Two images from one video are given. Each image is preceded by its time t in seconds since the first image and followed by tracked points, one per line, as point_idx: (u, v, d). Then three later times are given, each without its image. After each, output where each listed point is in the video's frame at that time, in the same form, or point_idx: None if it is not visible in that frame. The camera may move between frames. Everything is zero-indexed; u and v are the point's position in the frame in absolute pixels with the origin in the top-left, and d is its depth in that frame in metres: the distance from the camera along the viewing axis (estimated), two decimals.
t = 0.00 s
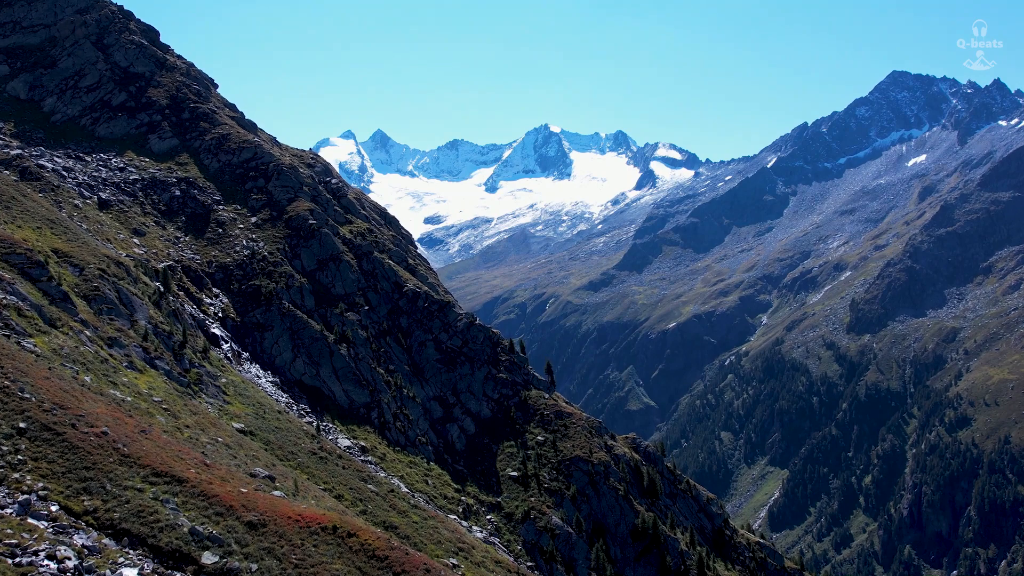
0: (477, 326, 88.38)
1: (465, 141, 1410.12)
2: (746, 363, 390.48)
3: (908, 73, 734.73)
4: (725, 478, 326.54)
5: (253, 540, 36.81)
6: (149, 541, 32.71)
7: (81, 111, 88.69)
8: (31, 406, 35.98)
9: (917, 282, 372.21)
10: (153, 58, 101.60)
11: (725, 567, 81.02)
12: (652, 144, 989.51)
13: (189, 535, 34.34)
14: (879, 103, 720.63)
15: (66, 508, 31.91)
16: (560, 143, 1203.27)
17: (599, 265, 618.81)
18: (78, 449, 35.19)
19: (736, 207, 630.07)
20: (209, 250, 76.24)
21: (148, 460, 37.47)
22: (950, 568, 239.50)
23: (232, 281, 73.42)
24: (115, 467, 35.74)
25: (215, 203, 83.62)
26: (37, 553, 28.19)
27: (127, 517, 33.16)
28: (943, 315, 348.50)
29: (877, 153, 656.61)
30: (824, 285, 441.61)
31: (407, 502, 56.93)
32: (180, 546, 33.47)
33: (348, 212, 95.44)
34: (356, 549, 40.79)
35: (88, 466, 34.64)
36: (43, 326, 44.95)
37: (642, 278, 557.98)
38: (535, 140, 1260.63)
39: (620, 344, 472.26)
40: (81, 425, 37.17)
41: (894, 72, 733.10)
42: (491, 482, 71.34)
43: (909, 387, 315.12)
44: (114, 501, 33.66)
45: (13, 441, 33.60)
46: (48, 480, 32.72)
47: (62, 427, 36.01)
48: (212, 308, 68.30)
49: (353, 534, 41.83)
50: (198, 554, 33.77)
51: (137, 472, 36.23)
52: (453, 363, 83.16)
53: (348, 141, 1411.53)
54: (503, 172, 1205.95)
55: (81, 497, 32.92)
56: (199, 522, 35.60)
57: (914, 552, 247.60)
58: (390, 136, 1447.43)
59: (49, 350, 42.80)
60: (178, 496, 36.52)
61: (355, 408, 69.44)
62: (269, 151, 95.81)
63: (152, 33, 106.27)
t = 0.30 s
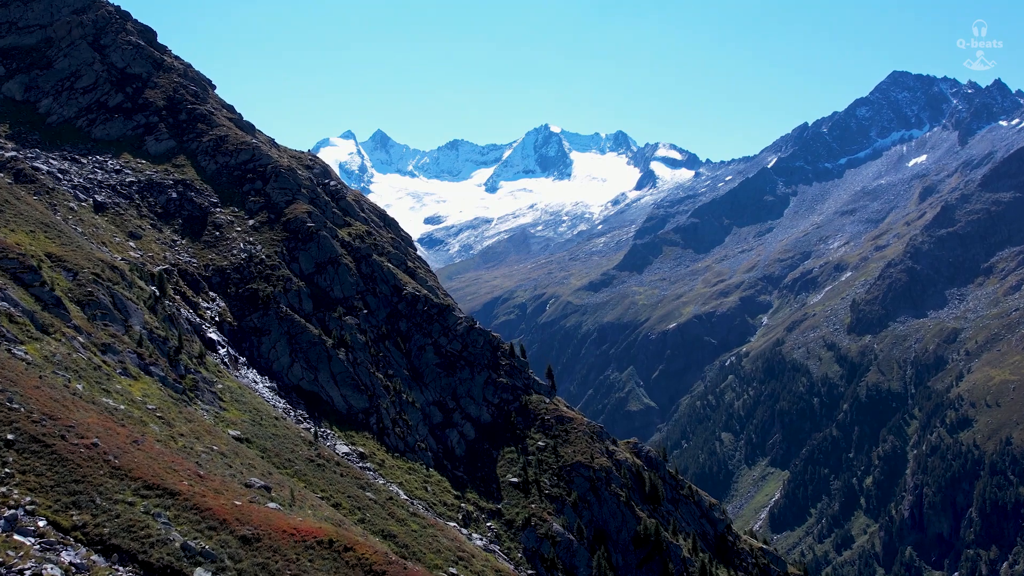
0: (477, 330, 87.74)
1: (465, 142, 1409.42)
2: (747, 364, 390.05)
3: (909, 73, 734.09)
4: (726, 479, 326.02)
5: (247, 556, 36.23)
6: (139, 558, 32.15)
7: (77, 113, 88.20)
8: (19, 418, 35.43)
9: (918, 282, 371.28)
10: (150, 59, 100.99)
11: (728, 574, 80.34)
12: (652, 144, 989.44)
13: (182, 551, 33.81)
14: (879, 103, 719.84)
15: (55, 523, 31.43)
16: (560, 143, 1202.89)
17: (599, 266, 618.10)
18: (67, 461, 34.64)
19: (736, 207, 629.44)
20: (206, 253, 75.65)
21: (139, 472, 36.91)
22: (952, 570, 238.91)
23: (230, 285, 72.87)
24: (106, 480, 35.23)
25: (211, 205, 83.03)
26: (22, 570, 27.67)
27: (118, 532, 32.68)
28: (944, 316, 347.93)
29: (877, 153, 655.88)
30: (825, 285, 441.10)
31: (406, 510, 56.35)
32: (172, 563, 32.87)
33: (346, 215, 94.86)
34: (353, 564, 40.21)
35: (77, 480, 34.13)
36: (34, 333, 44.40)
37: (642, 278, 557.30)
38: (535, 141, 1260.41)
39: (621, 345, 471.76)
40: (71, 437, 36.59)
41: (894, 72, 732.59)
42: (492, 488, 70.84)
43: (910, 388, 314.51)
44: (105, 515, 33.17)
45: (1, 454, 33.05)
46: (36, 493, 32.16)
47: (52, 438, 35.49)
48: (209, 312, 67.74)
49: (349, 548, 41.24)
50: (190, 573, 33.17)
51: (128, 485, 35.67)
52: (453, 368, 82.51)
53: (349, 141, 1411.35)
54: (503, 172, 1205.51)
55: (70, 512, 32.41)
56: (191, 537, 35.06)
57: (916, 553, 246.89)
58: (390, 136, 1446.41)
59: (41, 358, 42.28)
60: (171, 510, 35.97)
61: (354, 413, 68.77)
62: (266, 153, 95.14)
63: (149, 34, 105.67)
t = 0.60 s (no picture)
0: (477, 334, 87.12)
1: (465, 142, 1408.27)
2: (747, 364, 389.76)
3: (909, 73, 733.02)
4: (726, 480, 325.53)
5: (240, 570, 35.59)
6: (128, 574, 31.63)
7: (73, 114, 87.66)
8: (8, 429, 35.04)
9: (919, 283, 370.14)
10: (147, 60, 100.38)
11: None
12: (652, 144, 989.11)
13: (172, 568, 33.21)
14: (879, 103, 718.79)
15: (43, 539, 31.00)
16: (560, 143, 1202.22)
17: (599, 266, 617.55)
18: (57, 474, 34.16)
19: (737, 207, 628.82)
20: (203, 256, 75.10)
21: (129, 485, 36.37)
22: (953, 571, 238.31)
23: (227, 288, 72.30)
24: (95, 493, 34.75)
25: (209, 208, 82.33)
26: None
27: (107, 549, 32.22)
28: (945, 317, 347.28)
29: (878, 153, 655.01)
30: (825, 285, 440.54)
31: (405, 518, 55.88)
32: None
33: (345, 217, 94.23)
34: None
35: (66, 492, 33.65)
36: (26, 339, 44.01)
37: (642, 279, 556.57)
38: (536, 141, 1259.78)
39: (621, 346, 471.36)
40: (61, 448, 36.06)
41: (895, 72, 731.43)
42: (492, 494, 70.32)
43: (911, 389, 313.91)
44: (93, 531, 32.72)
45: None
46: (23, 508, 31.75)
47: (40, 450, 34.98)
48: (205, 316, 67.13)
49: (346, 562, 40.47)
50: None
51: (118, 499, 35.16)
52: (452, 372, 81.84)
53: (349, 141, 1411.21)
54: (503, 172, 1204.93)
55: (58, 527, 32.02)
56: (182, 553, 34.44)
57: (917, 554, 245.96)
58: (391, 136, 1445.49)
59: (32, 365, 41.78)
60: (161, 525, 35.43)
61: (352, 419, 68.16)
62: (264, 154, 94.43)
63: (146, 35, 105.08)
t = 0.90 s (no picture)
0: (477, 338, 86.43)
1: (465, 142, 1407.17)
2: (748, 365, 389.43)
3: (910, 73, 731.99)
4: (727, 480, 325.22)
5: None
6: None
7: (69, 115, 87.20)
8: None
9: (920, 283, 368.96)
10: (144, 60, 99.73)
11: None
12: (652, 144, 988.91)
13: None
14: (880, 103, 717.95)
15: (29, 555, 30.65)
16: (560, 143, 1201.63)
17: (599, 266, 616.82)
18: (45, 489, 33.85)
19: (737, 207, 628.32)
20: (199, 259, 74.60)
21: (121, 500, 36.03)
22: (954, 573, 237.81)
23: (223, 291, 71.81)
24: (85, 507, 34.52)
25: (205, 210, 81.86)
26: None
27: (96, 565, 31.84)
28: (946, 317, 346.55)
29: (878, 154, 654.41)
30: (826, 285, 440.06)
31: (405, 527, 55.44)
32: None
33: (344, 219, 93.73)
34: None
35: (54, 507, 33.29)
36: (18, 346, 43.66)
37: (642, 279, 555.85)
38: (536, 141, 1258.91)
39: (621, 346, 470.89)
40: (51, 461, 35.76)
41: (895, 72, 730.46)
42: (492, 501, 69.82)
43: (912, 390, 313.24)
44: (81, 547, 32.33)
45: None
46: (10, 524, 31.48)
47: (29, 463, 34.72)
48: (202, 320, 66.68)
49: None
50: None
51: (108, 513, 34.82)
52: (452, 376, 81.27)
53: (349, 141, 1410.37)
54: (503, 172, 1204.27)
55: (45, 543, 31.71)
56: (172, 568, 33.98)
57: (918, 556, 245.39)
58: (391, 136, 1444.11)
59: (23, 374, 41.47)
60: (153, 539, 35.03)
61: (351, 424, 67.60)
62: (262, 156, 93.93)
63: (143, 35, 104.45)
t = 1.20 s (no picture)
0: (477, 341, 85.79)
1: (465, 143, 1406.19)
2: (748, 366, 389.07)
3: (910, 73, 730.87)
4: (727, 481, 325.04)
5: None
6: None
7: (65, 116, 86.65)
8: None
9: (920, 284, 367.68)
10: (141, 61, 99.09)
11: None
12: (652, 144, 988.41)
13: None
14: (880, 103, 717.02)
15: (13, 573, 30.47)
16: (560, 143, 1201.18)
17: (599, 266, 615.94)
18: (32, 505, 33.73)
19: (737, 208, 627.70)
20: (196, 262, 74.14)
21: (110, 513, 35.79)
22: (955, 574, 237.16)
23: (220, 293, 71.48)
24: (73, 522, 34.36)
25: (202, 212, 81.37)
26: None
27: None
28: (947, 318, 345.68)
29: (879, 154, 653.84)
30: (827, 286, 439.56)
31: (404, 537, 55.08)
32: None
33: (343, 221, 93.13)
34: None
35: (41, 524, 33.17)
36: (8, 354, 43.46)
37: (643, 279, 555.05)
38: (536, 141, 1258.43)
39: (621, 347, 470.41)
40: (39, 473, 35.60)
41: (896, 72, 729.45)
42: (491, 508, 69.28)
43: (912, 391, 312.52)
44: (67, 563, 32.12)
45: None
46: None
47: (15, 476, 34.68)
48: (198, 325, 66.27)
49: None
50: None
51: (97, 527, 34.61)
52: (451, 381, 80.68)
53: (349, 141, 1409.72)
54: (503, 172, 1203.77)
55: (31, 561, 31.54)
56: None
57: (918, 557, 244.66)
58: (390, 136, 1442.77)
59: (14, 382, 41.28)
60: (142, 553, 34.69)
61: (349, 430, 67.06)
62: (260, 157, 93.33)
63: (140, 35, 103.76)
